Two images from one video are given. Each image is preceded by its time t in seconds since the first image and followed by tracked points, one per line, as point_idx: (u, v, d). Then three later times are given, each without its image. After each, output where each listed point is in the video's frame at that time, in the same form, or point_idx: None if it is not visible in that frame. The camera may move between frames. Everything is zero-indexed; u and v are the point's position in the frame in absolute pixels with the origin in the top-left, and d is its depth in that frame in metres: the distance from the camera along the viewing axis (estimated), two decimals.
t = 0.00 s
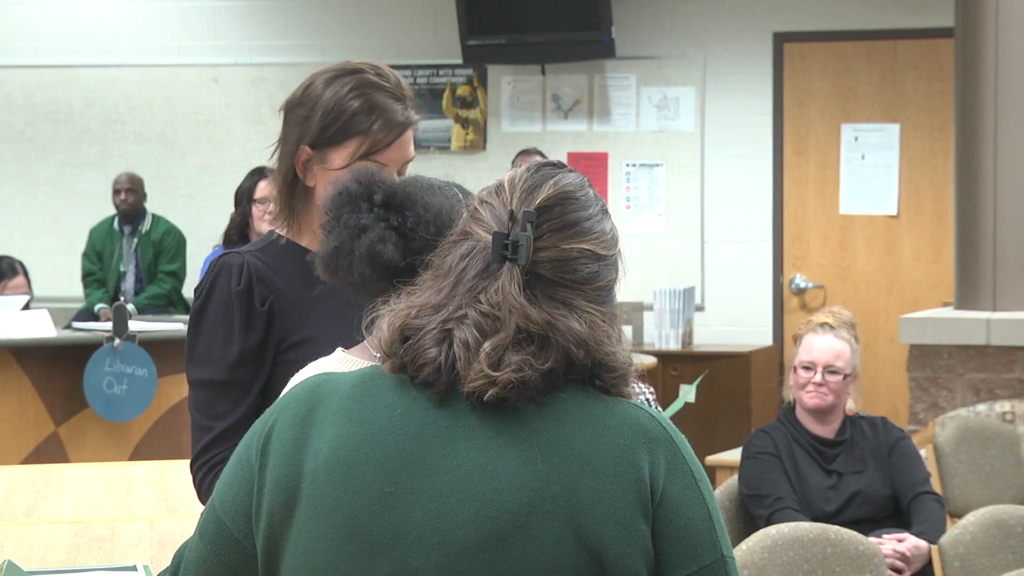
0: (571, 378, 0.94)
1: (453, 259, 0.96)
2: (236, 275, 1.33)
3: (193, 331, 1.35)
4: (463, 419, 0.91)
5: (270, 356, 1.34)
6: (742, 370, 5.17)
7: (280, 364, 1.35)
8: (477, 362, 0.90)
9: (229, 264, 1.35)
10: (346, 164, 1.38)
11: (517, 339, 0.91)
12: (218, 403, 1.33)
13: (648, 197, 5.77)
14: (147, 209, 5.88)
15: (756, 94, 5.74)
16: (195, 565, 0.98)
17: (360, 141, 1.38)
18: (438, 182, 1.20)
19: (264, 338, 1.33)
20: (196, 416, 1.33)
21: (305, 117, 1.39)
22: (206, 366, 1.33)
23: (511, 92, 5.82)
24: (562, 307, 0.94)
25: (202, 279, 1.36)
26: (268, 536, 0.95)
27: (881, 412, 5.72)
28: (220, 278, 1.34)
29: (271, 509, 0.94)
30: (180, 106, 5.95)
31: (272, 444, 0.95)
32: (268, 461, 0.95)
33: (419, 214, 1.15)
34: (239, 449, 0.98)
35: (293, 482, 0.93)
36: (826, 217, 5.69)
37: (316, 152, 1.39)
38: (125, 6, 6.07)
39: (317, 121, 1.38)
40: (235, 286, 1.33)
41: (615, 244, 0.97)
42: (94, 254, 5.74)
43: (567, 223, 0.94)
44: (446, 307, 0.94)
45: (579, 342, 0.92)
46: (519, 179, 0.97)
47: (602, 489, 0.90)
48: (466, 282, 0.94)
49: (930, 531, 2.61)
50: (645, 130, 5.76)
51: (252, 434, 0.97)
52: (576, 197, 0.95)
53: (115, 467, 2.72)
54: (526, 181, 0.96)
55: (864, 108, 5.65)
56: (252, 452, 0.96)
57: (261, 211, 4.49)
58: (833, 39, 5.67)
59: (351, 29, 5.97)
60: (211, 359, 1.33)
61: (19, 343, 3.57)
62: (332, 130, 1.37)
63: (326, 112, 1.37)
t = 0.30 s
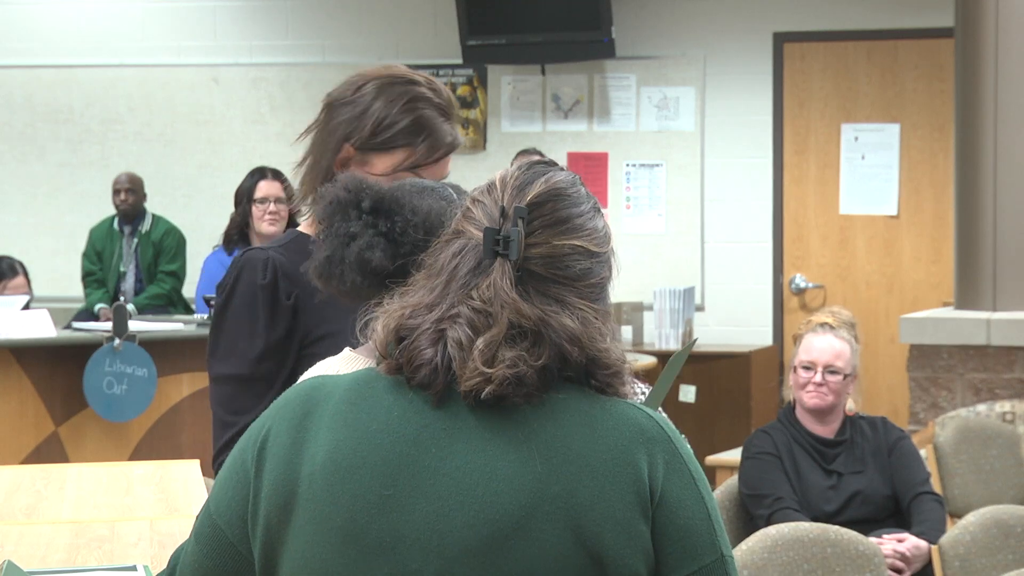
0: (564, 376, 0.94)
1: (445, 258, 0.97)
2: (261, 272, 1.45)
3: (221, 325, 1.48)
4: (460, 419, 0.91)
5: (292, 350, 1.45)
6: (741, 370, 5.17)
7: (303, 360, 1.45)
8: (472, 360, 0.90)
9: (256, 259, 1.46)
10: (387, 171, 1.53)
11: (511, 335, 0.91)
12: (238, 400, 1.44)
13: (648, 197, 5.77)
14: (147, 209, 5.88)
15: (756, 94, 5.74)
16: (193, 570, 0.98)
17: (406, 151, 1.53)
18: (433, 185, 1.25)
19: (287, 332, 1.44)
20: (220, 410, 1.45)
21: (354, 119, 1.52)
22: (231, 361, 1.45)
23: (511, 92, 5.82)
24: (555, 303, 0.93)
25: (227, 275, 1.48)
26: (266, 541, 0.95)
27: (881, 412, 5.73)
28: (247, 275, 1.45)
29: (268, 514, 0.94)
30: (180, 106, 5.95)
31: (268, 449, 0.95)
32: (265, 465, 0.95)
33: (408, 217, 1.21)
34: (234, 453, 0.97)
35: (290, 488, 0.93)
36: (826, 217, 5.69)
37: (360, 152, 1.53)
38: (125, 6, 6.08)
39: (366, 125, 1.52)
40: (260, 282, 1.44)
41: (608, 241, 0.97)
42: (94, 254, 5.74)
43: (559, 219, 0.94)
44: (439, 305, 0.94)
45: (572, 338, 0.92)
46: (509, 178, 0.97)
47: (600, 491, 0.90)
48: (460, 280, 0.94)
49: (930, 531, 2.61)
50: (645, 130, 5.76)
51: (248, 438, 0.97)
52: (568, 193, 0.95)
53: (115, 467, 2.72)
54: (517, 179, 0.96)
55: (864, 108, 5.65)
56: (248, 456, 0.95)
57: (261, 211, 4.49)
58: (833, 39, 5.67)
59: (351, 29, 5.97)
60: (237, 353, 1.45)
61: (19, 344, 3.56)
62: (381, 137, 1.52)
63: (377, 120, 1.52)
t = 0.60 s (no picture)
0: (561, 375, 0.94)
1: (441, 258, 0.97)
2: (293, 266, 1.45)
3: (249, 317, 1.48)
4: (459, 421, 0.91)
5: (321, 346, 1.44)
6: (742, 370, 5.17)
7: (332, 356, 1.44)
8: (468, 361, 0.90)
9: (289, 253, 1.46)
10: (397, 154, 1.57)
11: (507, 334, 0.91)
12: (264, 392, 1.46)
13: (648, 197, 5.77)
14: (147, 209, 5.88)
15: (756, 94, 5.74)
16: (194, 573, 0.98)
17: (410, 132, 1.56)
18: (415, 182, 1.27)
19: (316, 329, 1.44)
20: (246, 402, 1.46)
21: (362, 112, 1.59)
22: (260, 354, 1.45)
23: (511, 92, 5.82)
24: (551, 302, 0.93)
25: (256, 268, 1.49)
26: (266, 544, 0.94)
27: (881, 413, 5.73)
28: (279, 269, 1.46)
29: (268, 517, 0.94)
30: (180, 106, 5.95)
31: (268, 452, 0.95)
32: (265, 468, 0.94)
33: (387, 216, 1.22)
34: (233, 456, 0.97)
35: (290, 491, 0.93)
36: (826, 217, 5.69)
37: (371, 142, 1.58)
38: (125, 6, 6.08)
39: (372, 114, 1.57)
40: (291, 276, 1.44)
41: (603, 238, 0.97)
42: (94, 254, 5.73)
43: (553, 216, 0.94)
44: (435, 305, 0.94)
45: (568, 336, 0.92)
46: (502, 177, 0.97)
47: (601, 492, 0.90)
48: (455, 280, 0.95)
49: (930, 531, 2.61)
50: (645, 130, 5.76)
51: (247, 441, 0.97)
52: (561, 190, 0.95)
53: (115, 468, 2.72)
54: (511, 178, 0.96)
55: (864, 107, 5.65)
56: (248, 460, 0.95)
57: (261, 211, 4.49)
58: (833, 38, 5.67)
59: (351, 29, 5.97)
60: (267, 346, 1.45)
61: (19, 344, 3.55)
62: (387, 122, 1.56)
63: (381, 108, 1.57)
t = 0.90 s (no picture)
0: (561, 376, 0.94)
1: (441, 259, 0.97)
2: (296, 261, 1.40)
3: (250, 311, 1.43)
4: (459, 423, 0.91)
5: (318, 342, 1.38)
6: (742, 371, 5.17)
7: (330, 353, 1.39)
8: (469, 363, 0.90)
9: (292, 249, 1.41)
10: (379, 145, 1.48)
11: (506, 336, 0.91)
12: (262, 386, 1.39)
13: (648, 197, 5.77)
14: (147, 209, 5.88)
15: (757, 94, 5.74)
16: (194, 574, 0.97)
17: (390, 120, 1.47)
18: (412, 183, 1.21)
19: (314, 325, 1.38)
20: (242, 396, 1.40)
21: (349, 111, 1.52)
22: (259, 348, 1.40)
23: (511, 92, 5.82)
24: (551, 304, 0.93)
25: (257, 263, 1.44)
26: (267, 545, 0.94)
27: (881, 413, 5.73)
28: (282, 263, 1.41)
29: (268, 519, 0.94)
30: (180, 106, 5.95)
31: (267, 454, 0.95)
32: (265, 470, 0.94)
33: (387, 223, 1.16)
34: (232, 459, 0.97)
35: (290, 493, 0.93)
36: (826, 217, 5.69)
37: (359, 140, 1.51)
38: (125, 6, 6.08)
39: (356, 109, 1.51)
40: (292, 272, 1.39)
41: (603, 239, 0.97)
42: (94, 254, 5.73)
43: (552, 217, 0.94)
44: (435, 307, 0.94)
45: (569, 338, 0.92)
46: (501, 180, 0.97)
47: (602, 495, 0.90)
48: (455, 282, 0.95)
49: (930, 531, 2.61)
50: (645, 130, 5.76)
51: (247, 442, 0.97)
52: (561, 191, 0.95)
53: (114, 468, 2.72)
54: (510, 180, 0.96)
55: (864, 107, 5.65)
56: (247, 462, 0.95)
57: (261, 211, 4.49)
58: (833, 39, 5.67)
59: (350, 28, 5.97)
60: (265, 340, 1.40)
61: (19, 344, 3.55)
62: (369, 115, 1.49)
63: (363, 102, 1.50)
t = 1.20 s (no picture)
0: (561, 378, 0.93)
1: (441, 260, 0.97)
2: (257, 269, 1.37)
3: (213, 323, 1.39)
4: (460, 424, 0.91)
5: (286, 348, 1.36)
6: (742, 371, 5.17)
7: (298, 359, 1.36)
8: (468, 365, 0.90)
9: (251, 258, 1.38)
10: (362, 162, 1.46)
11: (506, 338, 0.91)
12: (229, 398, 1.35)
13: (648, 197, 5.77)
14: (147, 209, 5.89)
15: (757, 94, 5.74)
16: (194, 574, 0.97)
17: (375, 139, 1.44)
18: (415, 187, 1.21)
19: (281, 333, 1.35)
20: (208, 409, 1.35)
21: (329, 118, 1.48)
22: (222, 360, 1.36)
23: (511, 92, 5.82)
24: (551, 305, 0.94)
25: (221, 276, 1.41)
26: (266, 545, 0.94)
27: (881, 413, 5.73)
28: (243, 273, 1.38)
29: (268, 518, 0.94)
30: (180, 106, 5.95)
31: (268, 454, 0.95)
32: (265, 471, 0.94)
33: (394, 228, 1.15)
34: (233, 458, 0.97)
35: (291, 493, 0.93)
36: (826, 217, 5.69)
37: (338, 151, 1.47)
38: (126, 6, 6.08)
39: (337, 120, 1.46)
40: (255, 281, 1.36)
41: (603, 240, 0.97)
42: (95, 254, 5.75)
43: (552, 219, 0.94)
44: (435, 309, 0.94)
45: (569, 340, 0.92)
46: (500, 181, 0.97)
47: (603, 495, 0.90)
48: (455, 284, 0.95)
49: (930, 531, 2.61)
50: (645, 130, 5.76)
51: (248, 442, 0.97)
52: (561, 193, 0.95)
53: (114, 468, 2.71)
54: (510, 181, 0.96)
55: (864, 107, 5.65)
56: (247, 462, 0.95)
57: (261, 211, 4.50)
58: (833, 38, 5.67)
59: (350, 28, 5.97)
60: (230, 351, 1.36)
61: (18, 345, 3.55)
62: (352, 129, 1.45)
63: (347, 114, 1.46)
